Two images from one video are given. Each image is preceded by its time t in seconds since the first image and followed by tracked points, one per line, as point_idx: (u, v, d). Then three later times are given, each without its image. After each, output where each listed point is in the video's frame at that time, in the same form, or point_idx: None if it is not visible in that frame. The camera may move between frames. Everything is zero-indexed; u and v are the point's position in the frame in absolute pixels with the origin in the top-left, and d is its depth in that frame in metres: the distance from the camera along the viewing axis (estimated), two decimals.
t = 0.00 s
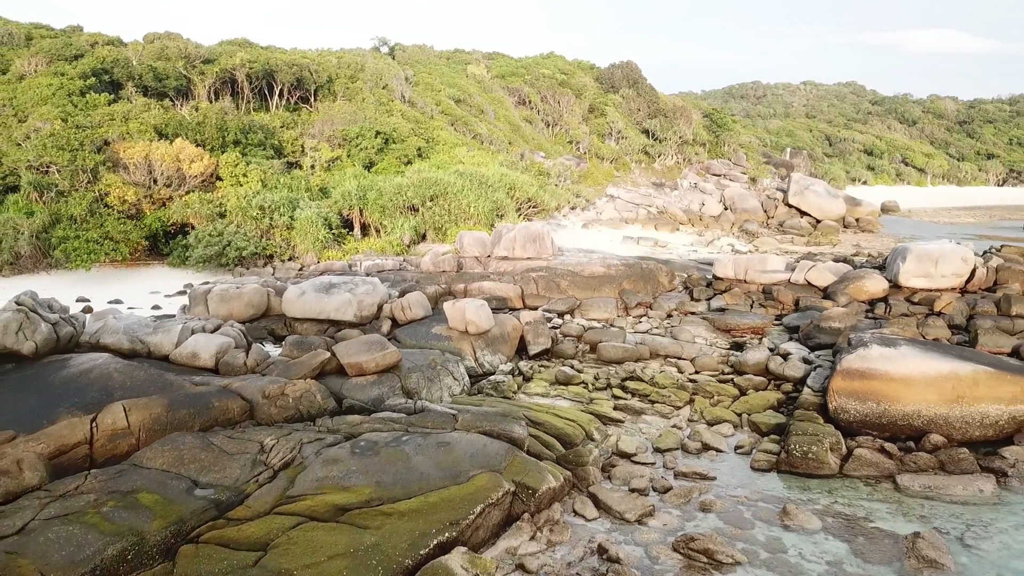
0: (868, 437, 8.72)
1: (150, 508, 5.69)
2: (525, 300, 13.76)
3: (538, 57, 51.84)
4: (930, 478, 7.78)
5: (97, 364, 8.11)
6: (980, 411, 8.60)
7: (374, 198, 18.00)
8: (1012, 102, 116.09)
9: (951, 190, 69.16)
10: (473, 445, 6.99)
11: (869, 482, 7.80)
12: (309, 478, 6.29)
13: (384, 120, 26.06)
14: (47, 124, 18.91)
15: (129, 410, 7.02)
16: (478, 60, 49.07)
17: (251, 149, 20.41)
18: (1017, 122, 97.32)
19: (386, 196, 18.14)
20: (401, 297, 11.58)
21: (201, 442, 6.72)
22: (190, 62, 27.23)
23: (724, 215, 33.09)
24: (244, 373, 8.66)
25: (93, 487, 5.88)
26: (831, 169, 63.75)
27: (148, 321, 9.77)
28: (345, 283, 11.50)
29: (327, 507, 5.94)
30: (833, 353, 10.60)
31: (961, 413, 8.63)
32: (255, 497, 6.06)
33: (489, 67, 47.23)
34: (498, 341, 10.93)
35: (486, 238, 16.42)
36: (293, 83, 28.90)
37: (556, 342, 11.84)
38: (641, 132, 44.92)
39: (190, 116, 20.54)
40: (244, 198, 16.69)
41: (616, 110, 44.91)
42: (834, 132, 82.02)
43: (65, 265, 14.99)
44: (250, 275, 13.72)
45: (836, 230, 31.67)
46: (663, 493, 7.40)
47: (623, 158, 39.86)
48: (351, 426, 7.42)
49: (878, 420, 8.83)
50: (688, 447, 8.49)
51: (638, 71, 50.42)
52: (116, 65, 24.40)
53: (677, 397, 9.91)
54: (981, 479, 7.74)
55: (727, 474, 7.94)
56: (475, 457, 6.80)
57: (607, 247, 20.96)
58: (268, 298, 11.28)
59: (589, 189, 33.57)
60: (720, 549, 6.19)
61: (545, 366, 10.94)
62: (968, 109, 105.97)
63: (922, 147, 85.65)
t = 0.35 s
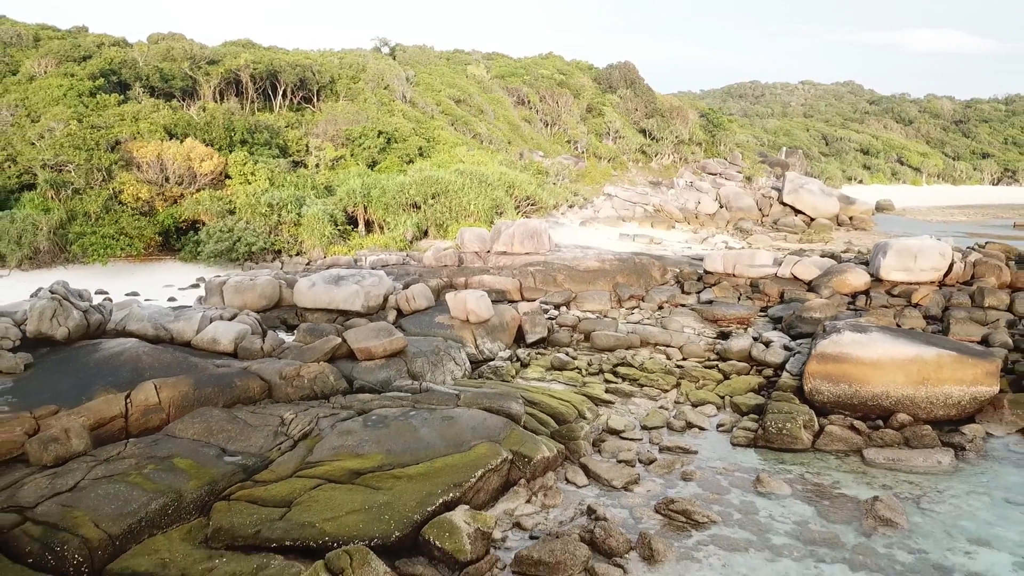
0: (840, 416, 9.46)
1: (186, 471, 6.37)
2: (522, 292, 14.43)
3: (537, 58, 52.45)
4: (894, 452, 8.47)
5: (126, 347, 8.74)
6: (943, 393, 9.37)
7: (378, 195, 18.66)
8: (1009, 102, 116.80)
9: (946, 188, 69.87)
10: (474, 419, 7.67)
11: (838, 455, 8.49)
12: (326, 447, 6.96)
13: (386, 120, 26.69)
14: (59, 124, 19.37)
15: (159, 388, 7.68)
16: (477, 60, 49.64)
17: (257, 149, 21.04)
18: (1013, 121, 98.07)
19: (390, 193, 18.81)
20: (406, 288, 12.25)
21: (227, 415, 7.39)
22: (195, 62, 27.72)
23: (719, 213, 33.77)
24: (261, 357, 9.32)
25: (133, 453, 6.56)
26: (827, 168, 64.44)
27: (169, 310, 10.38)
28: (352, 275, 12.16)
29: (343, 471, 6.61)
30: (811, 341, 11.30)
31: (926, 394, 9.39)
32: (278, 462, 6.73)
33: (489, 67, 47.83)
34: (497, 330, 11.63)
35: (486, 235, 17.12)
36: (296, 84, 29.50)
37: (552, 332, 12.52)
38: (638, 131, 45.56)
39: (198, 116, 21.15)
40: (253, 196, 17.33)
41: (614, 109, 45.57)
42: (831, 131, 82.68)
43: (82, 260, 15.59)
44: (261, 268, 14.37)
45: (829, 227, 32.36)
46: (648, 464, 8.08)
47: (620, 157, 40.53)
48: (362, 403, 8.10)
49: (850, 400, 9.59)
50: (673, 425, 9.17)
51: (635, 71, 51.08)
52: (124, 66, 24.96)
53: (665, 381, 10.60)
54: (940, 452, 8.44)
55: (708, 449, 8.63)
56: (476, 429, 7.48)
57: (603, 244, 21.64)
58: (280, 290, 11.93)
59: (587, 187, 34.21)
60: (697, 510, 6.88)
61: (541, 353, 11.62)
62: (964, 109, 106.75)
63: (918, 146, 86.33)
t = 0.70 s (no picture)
0: (815, 398, 10.22)
1: (213, 441, 7.02)
2: (519, 285, 15.08)
3: (534, 58, 53.02)
4: (863, 430, 9.16)
5: (149, 334, 9.35)
6: (911, 375, 10.13)
7: (380, 193, 19.28)
8: (1002, 102, 117.87)
9: (939, 187, 70.71)
10: (474, 398, 8.34)
11: (811, 434, 9.17)
12: (338, 421, 7.62)
13: (386, 120, 27.29)
14: (69, 124, 19.78)
15: (183, 369, 8.31)
16: (474, 60, 50.16)
17: (262, 148, 21.62)
18: (1006, 121, 99.09)
19: (391, 191, 19.43)
20: (408, 281, 12.91)
21: (246, 394, 8.04)
22: (199, 63, 28.13)
23: (713, 211, 34.46)
24: (274, 343, 9.97)
25: (164, 426, 7.20)
26: (821, 167, 65.18)
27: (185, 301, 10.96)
28: (357, 269, 12.80)
29: (356, 442, 7.27)
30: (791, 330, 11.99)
31: (896, 377, 10.14)
32: (295, 435, 7.38)
33: (487, 68, 48.37)
34: (495, 320, 12.30)
35: (484, 232, 17.63)
36: (298, 84, 30.01)
37: (547, 322, 13.18)
38: (634, 131, 46.22)
39: (203, 116, 21.69)
40: (259, 194, 17.92)
41: (610, 109, 46.21)
42: (826, 131, 83.44)
43: (95, 255, 16.12)
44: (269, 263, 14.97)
45: (820, 225, 33.09)
46: (635, 440, 8.76)
47: (615, 156, 41.19)
48: (370, 384, 8.75)
49: (825, 383, 10.32)
50: (659, 406, 9.85)
51: (631, 72, 51.75)
52: (129, 67, 25.41)
53: (653, 367, 11.29)
54: (905, 430, 9.13)
55: (691, 427, 9.31)
56: (476, 407, 8.14)
57: (598, 241, 22.29)
58: (289, 282, 12.56)
59: (583, 186, 34.82)
60: (678, 479, 7.57)
61: (536, 342, 12.28)
62: (958, 109, 107.72)
63: (912, 145, 87.15)
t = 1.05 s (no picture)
0: (788, 378, 11.20)
1: (237, 413, 7.78)
2: (515, 278, 15.86)
3: (529, 58, 53.76)
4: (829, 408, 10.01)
5: (170, 320, 10.03)
6: (877, 358, 11.09)
7: (381, 191, 20.02)
8: (993, 101, 119.17)
9: (929, 185, 71.77)
10: (473, 376, 9.13)
11: (782, 411, 10.02)
12: (350, 396, 8.38)
13: (385, 120, 28.02)
14: (78, 124, 20.22)
15: (205, 350, 9.04)
16: (471, 60, 50.81)
17: (265, 147, 22.29)
18: (996, 121, 100.35)
19: (391, 189, 20.18)
20: (410, 272, 13.67)
21: (265, 372, 8.79)
22: (201, 64, 28.58)
23: (705, 209, 35.26)
24: (286, 329, 10.71)
25: (192, 400, 7.95)
26: (813, 166, 66.14)
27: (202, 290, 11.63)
28: (362, 261, 13.55)
29: (366, 414, 8.04)
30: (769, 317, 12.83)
31: (863, 359, 11.10)
32: (311, 408, 8.14)
33: (483, 68, 49.03)
34: (492, 309, 13.10)
35: (481, 227, 18.27)
36: (298, 84, 30.60)
37: (541, 312, 13.98)
38: (628, 130, 47.00)
39: (208, 117, 22.33)
40: (265, 192, 18.61)
41: (604, 109, 47.01)
42: (819, 130, 84.42)
43: (108, 250, 16.77)
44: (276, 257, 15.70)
45: (809, 223, 33.99)
46: (620, 416, 9.58)
47: (609, 155, 41.96)
48: (377, 364, 9.54)
49: (798, 365, 11.33)
50: (644, 386, 10.66)
51: (625, 72, 52.53)
52: (133, 67, 25.96)
53: (639, 352, 12.08)
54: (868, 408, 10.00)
55: (673, 405, 10.13)
56: (475, 385, 8.93)
57: (591, 237, 23.08)
58: (297, 274, 13.29)
59: (578, 184, 35.59)
60: (658, 448, 8.37)
61: (531, 330, 13.06)
62: (949, 108, 108.91)
63: (904, 144, 88.18)
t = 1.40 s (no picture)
0: (755, 361, 12.10)
1: (250, 388, 8.54)
2: (505, 270, 16.67)
3: (518, 58, 54.57)
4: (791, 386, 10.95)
5: (182, 307, 10.75)
6: (838, 341, 12.02)
7: (375, 188, 20.76)
8: (976, 100, 121.23)
9: (911, 183, 73.27)
10: (465, 357, 9.96)
11: (749, 389, 10.95)
12: (352, 374, 9.18)
13: (378, 119, 28.73)
14: (79, 123, 20.78)
15: (217, 334, 9.76)
16: (461, 60, 51.49)
17: (262, 146, 22.93)
18: (977, 120, 102.28)
19: (385, 186, 20.92)
20: (404, 265, 14.46)
21: (273, 354, 9.54)
22: (197, 64, 29.02)
23: (690, 206, 36.21)
24: (290, 317, 11.46)
25: (209, 377, 8.71)
26: (798, 164, 67.40)
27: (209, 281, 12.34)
28: (359, 254, 14.31)
29: (367, 390, 8.85)
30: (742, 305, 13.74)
31: (826, 343, 12.02)
32: (317, 384, 8.93)
33: (473, 68, 49.76)
34: (482, 299, 13.92)
35: (472, 222, 19.20)
36: (292, 84, 31.14)
37: (528, 302, 14.82)
38: (616, 129, 47.89)
39: (206, 116, 22.94)
40: (263, 189, 19.27)
41: (592, 109, 47.92)
42: (804, 128, 85.79)
43: (112, 245, 17.38)
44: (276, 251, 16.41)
45: (791, 219, 35.02)
46: (600, 393, 10.45)
47: (597, 154, 42.83)
48: (376, 347, 10.34)
49: (765, 348, 12.25)
50: (623, 368, 11.52)
51: (613, 71, 53.45)
52: (130, 67, 26.47)
53: (620, 338, 12.94)
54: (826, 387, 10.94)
55: (649, 384, 11.01)
56: (466, 364, 9.76)
57: (578, 232, 23.93)
58: (297, 267, 14.03)
59: (566, 183, 36.44)
60: (633, 420, 9.24)
61: (519, 318, 13.89)
62: (932, 107, 110.79)
63: (888, 143, 89.74)
